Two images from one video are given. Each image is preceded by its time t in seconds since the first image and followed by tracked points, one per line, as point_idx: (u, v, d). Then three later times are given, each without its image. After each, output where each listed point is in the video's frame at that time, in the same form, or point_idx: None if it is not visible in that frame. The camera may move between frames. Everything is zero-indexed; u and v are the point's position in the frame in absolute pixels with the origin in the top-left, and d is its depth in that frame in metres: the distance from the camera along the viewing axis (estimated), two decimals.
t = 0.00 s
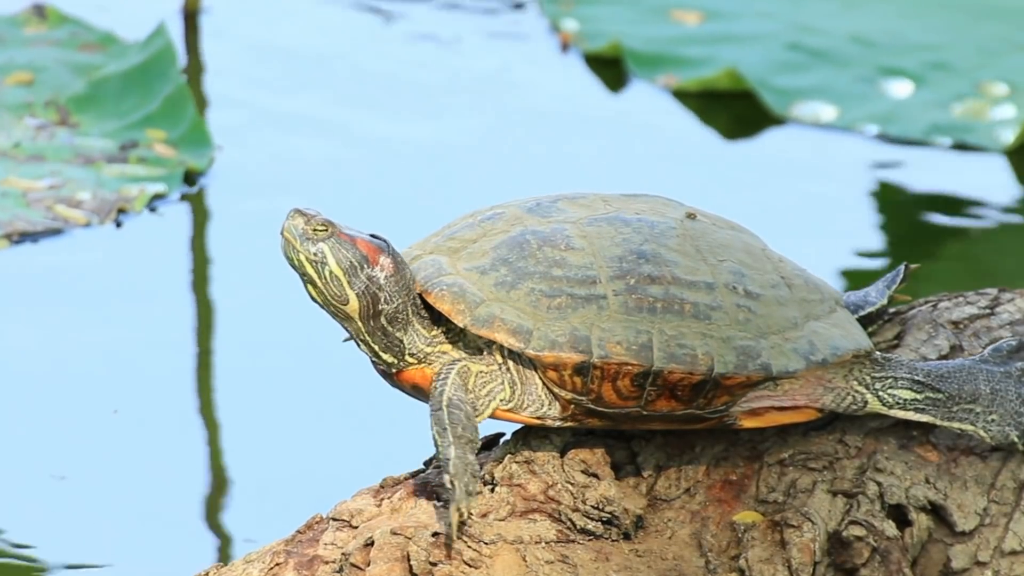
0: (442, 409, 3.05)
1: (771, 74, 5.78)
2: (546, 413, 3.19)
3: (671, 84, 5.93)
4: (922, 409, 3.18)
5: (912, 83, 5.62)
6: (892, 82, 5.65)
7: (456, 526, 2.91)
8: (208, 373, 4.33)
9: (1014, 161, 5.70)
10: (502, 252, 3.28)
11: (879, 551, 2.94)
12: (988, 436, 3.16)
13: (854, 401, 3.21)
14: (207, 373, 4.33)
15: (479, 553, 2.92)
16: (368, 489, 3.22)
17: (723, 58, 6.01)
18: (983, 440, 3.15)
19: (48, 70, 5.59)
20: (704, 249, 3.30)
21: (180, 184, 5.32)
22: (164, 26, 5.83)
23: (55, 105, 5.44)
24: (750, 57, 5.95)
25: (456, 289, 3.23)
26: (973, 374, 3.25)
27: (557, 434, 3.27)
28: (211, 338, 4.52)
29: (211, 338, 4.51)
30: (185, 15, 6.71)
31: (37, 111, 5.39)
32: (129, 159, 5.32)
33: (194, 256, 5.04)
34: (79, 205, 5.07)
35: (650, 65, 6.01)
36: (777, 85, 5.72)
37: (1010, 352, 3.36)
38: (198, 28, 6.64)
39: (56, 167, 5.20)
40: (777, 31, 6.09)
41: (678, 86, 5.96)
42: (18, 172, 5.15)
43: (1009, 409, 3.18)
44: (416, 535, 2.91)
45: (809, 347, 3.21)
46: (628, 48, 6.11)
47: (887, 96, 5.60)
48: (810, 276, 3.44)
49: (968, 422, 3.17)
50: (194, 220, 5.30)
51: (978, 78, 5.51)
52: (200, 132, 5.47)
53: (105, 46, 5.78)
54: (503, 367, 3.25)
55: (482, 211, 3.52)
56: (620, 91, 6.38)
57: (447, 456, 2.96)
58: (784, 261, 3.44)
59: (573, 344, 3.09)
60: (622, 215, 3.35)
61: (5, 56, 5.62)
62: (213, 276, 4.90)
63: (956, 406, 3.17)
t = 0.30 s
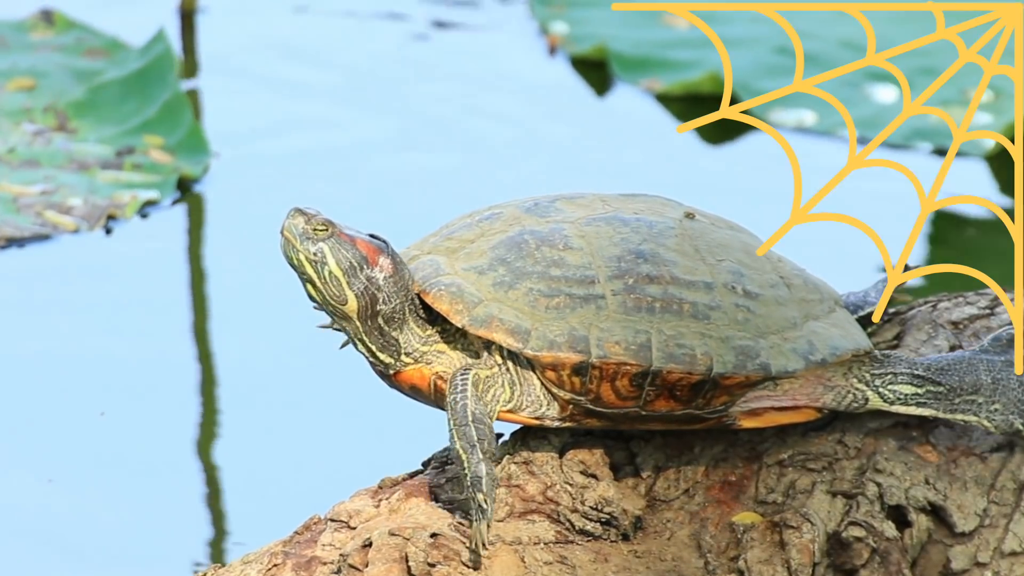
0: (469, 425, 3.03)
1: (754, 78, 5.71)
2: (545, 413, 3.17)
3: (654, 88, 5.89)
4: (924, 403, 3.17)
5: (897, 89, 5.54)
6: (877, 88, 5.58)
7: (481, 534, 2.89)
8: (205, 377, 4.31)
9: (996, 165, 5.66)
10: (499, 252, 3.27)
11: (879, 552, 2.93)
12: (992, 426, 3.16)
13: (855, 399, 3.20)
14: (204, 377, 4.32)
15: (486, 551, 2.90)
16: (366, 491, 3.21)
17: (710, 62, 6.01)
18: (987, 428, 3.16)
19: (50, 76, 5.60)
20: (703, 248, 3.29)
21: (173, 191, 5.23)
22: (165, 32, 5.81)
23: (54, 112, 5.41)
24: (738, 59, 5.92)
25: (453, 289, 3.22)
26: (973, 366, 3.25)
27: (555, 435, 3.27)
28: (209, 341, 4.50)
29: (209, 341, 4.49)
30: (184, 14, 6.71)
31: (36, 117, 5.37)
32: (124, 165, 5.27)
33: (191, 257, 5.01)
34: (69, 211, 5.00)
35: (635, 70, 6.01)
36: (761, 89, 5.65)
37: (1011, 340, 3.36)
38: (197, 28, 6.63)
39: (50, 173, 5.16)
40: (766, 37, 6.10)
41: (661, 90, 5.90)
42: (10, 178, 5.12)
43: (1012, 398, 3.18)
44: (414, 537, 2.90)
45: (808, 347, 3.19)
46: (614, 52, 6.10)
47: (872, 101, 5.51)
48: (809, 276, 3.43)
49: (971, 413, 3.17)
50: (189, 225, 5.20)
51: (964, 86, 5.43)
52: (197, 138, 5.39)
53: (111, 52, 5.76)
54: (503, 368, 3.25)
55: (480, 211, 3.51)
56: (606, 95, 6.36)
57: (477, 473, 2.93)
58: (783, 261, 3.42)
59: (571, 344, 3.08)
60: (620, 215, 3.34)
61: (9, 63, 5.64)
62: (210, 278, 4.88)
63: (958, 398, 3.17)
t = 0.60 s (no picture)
0: (492, 434, 3.04)
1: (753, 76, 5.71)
2: (544, 413, 3.21)
3: (652, 85, 5.88)
4: (926, 393, 3.19)
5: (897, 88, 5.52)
6: (877, 87, 5.55)
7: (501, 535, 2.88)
8: (201, 377, 4.31)
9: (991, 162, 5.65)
10: (498, 252, 3.25)
11: (877, 552, 3.00)
12: (999, 409, 3.22)
13: (855, 395, 3.22)
14: (200, 377, 4.31)
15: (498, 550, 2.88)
16: (364, 492, 3.19)
17: (709, 61, 6.03)
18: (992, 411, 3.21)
19: (54, 80, 5.57)
20: (702, 248, 3.28)
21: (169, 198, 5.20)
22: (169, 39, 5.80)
23: (55, 115, 5.38)
24: (738, 57, 5.91)
25: (451, 289, 3.20)
26: (973, 351, 3.28)
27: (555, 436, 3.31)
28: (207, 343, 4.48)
29: (207, 343, 4.47)
30: (178, 13, 6.72)
31: (37, 121, 5.34)
32: (122, 171, 5.22)
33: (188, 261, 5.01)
34: (64, 216, 4.97)
35: (635, 67, 5.99)
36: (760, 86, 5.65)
37: (1009, 321, 3.37)
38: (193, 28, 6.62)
39: (47, 177, 5.14)
40: (768, 35, 6.08)
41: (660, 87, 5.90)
42: (6, 182, 5.07)
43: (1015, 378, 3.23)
44: (412, 538, 2.90)
45: (807, 347, 3.18)
46: (615, 49, 6.09)
47: (871, 100, 5.50)
48: (808, 275, 3.42)
49: (975, 398, 3.21)
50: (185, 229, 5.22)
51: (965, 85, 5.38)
52: (197, 145, 5.37)
53: (116, 57, 5.77)
54: (501, 367, 3.24)
55: (478, 211, 3.50)
56: (606, 91, 6.34)
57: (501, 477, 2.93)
58: (782, 261, 3.41)
59: (571, 344, 3.07)
60: (619, 215, 3.32)
61: (14, 66, 5.62)
62: (206, 279, 4.87)
63: (960, 384, 3.20)
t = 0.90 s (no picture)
0: (497, 434, 3.02)
1: (755, 73, 5.71)
2: (542, 413, 3.21)
3: (655, 82, 5.86)
4: (926, 391, 3.19)
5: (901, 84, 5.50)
6: (880, 84, 5.54)
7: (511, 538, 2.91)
8: (200, 377, 4.29)
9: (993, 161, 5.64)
10: (496, 252, 3.24)
11: (874, 550, 2.91)
12: (999, 404, 3.25)
13: (856, 394, 3.21)
14: (200, 377, 4.30)
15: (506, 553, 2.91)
16: (361, 493, 3.19)
17: (711, 57, 6.02)
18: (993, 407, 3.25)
19: (55, 81, 5.55)
20: (701, 248, 3.26)
21: (170, 199, 5.21)
22: (170, 39, 5.79)
23: (55, 117, 5.37)
24: (739, 56, 5.91)
25: (449, 289, 3.18)
26: (973, 347, 3.26)
27: (554, 435, 3.31)
28: (206, 343, 4.46)
29: (207, 343, 4.46)
30: (178, 12, 6.71)
31: (37, 122, 5.33)
32: (122, 172, 5.22)
33: (186, 262, 4.99)
34: (62, 217, 4.96)
35: (637, 63, 5.98)
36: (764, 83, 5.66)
37: (1009, 316, 3.37)
38: (192, 28, 6.61)
39: (46, 179, 5.13)
40: (770, 32, 6.06)
41: (662, 84, 5.88)
42: (5, 183, 5.07)
43: (1016, 373, 3.24)
44: (410, 539, 2.94)
45: (806, 347, 3.17)
46: (616, 47, 6.08)
47: (874, 96, 5.49)
48: (807, 275, 3.41)
49: (976, 394, 3.23)
50: (184, 229, 5.26)
51: (966, 82, 5.36)
52: (198, 145, 5.39)
53: (119, 58, 5.75)
54: (498, 367, 3.23)
55: (476, 211, 3.48)
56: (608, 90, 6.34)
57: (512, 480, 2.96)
58: (780, 260, 3.40)
59: (569, 344, 3.06)
60: (617, 215, 3.31)
61: (15, 67, 5.59)
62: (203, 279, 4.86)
63: (961, 381, 3.21)
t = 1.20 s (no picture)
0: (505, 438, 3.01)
1: (755, 72, 5.70)
2: (541, 414, 3.21)
3: (654, 81, 5.85)
4: (926, 392, 3.19)
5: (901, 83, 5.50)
6: (880, 82, 5.53)
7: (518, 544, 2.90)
8: (197, 377, 4.29)
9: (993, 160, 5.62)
10: (495, 252, 3.23)
11: (874, 551, 2.90)
12: (1000, 406, 3.25)
13: (855, 394, 3.21)
14: (197, 378, 4.29)
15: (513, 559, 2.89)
16: (360, 493, 3.18)
17: (710, 56, 6.01)
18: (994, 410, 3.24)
19: (54, 81, 5.54)
20: (700, 248, 3.25)
21: (165, 200, 5.22)
22: (168, 40, 5.76)
23: (53, 118, 5.37)
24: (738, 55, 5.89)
25: (448, 289, 3.17)
26: (974, 348, 3.26)
27: (553, 435, 3.30)
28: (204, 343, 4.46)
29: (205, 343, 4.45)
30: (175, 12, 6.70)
31: (34, 123, 5.32)
32: (118, 173, 5.21)
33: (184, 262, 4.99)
34: (56, 218, 4.94)
35: (636, 62, 5.97)
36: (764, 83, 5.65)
37: (1009, 318, 3.38)
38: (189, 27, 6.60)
39: (42, 180, 5.12)
40: (770, 31, 6.04)
41: (661, 83, 5.87)
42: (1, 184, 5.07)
43: (1015, 375, 3.24)
44: (409, 540, 2.93)
45: (806, 347, 3.16)
46: (616, 46, 6.07)
47: (873, 95, 5.48)
48: (807, 275, 3.40)
49: (976, 395, 3.22)
50: (183, 229, 5.27)
51: (966, 81, 5.34)
52: (194, 147, 5.37)
53: (118, 60, 5.72)
54: (496, 367, 3.23)
55: (474, 211, 3.47)
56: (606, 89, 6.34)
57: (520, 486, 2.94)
58: (780, 260, 3.39)
59: (567, 344, 3.05)
60: (616, 215, 3.30)
61: (12, 68, 5.58)
62: (200, 280, 4.85)
63: (961, 382, 3.20)
